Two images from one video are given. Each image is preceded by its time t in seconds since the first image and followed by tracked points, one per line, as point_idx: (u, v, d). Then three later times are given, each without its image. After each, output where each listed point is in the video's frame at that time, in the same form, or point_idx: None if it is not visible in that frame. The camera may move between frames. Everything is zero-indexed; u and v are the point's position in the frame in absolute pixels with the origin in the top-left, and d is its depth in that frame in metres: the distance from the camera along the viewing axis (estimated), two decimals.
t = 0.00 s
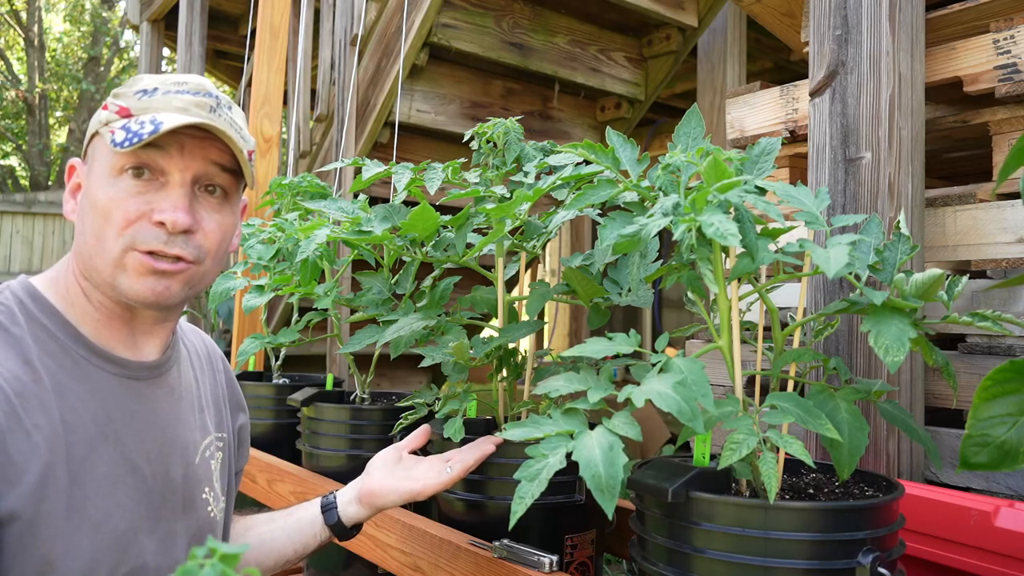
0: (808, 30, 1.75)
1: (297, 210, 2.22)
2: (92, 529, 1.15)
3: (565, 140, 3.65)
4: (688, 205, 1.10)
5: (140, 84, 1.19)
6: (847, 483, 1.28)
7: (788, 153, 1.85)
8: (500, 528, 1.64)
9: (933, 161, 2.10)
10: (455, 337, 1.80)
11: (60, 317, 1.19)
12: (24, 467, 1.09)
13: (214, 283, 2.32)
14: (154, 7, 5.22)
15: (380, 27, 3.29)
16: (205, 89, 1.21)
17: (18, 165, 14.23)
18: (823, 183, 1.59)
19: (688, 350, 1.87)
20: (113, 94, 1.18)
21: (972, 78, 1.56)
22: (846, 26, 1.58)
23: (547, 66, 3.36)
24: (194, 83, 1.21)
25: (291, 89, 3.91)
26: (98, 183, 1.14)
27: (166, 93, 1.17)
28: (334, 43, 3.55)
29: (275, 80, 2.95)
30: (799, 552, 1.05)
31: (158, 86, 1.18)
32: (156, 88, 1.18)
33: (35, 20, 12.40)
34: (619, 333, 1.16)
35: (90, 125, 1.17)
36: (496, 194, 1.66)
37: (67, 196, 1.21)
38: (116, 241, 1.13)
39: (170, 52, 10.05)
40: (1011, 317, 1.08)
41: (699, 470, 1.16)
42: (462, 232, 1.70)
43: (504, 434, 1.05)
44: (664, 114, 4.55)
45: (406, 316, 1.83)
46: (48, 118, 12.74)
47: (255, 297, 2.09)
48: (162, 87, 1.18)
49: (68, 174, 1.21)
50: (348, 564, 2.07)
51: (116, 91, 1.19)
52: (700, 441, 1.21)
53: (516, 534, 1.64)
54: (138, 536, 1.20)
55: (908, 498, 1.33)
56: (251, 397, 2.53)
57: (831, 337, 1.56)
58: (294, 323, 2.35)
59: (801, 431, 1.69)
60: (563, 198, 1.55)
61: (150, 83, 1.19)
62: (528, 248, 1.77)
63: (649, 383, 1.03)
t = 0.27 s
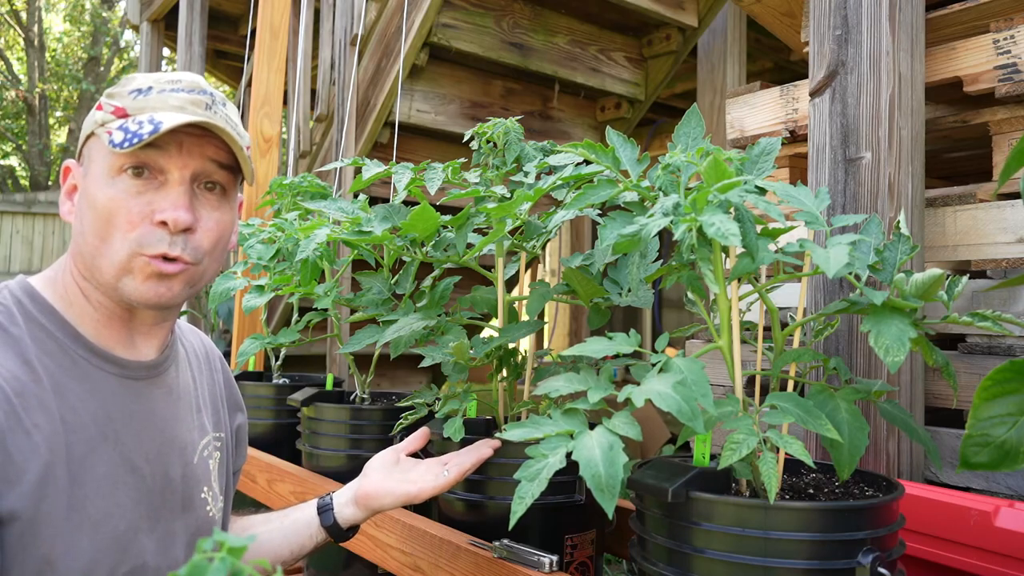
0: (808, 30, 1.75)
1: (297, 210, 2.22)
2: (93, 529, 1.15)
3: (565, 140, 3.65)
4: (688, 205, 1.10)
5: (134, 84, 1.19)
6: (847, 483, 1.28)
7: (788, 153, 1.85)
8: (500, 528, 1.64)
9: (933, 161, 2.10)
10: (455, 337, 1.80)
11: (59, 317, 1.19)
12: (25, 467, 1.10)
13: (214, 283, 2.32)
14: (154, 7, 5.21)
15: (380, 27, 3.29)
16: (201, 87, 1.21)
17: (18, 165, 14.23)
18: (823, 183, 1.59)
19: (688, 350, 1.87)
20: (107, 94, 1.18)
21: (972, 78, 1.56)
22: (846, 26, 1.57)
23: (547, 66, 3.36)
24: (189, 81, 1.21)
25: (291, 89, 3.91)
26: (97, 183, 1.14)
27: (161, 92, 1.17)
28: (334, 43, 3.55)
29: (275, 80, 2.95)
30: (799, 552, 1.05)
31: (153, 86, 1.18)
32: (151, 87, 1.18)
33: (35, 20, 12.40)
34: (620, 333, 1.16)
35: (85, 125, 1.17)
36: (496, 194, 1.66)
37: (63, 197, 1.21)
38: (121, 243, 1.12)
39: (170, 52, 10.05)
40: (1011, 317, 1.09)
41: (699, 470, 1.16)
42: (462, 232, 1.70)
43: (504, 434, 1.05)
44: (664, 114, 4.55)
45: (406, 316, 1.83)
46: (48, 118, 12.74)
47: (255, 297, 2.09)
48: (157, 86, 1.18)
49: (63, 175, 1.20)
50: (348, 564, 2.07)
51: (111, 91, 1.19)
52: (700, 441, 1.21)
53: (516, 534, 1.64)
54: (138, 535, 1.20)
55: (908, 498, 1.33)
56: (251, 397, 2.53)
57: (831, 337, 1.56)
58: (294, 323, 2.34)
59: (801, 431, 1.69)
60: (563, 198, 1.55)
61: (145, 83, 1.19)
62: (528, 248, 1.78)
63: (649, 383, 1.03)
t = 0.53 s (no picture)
0: (808, 30, 1.75)
1: (296, 210, 2.22)
2: (93, 530, 1.15)
3: (565, 140, 3.65)
4: (688, 205, 1.10)
5: (134, 84, 1.19)
6: (847, 483, 1.28)
7: (788, 153, 1.85)
8: (500, 528, 1.64)
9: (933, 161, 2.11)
10: (455, 337, 1.80)
11: (59, 317, 1.19)
12: (25, 468, 1.10)
13: (214, 283, 2.32)
14: (154, 7, 5.21)
15: (380, 27, 3.29)
16: (203, 87, 1.21)
17: (18, 165, 14.23)
18: (823, 183, 1.59)
19: (688, 350, 1.87)
20: (109, 95, 1.18)
21: (972, 78, 1.56)
22: (846, 26, 1.57)
23: (547, 66, 3.36)
24: (192, 81, 1.21)
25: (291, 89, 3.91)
26: (98, 183, 1.14)
27: (164, 92, 1.17)
28: (334, 43, 3.55)
29: (275, 80, 2.95)
30: (799, 552, 1.05)
31: (155, 86, 1.18)
32: (153, 88, 1.18)
33: (35, 20, 12.39)
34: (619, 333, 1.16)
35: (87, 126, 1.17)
36: (496, 194, 1.66)
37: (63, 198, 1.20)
38: (122, 242, 1.12)
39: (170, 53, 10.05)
40: (1011, 317, 1.08)
41: (699, 470, 1.16)
42: (462, 232, 1.70)
43: (504, 434, 1.05)
44: (664, 114, 4.55)
45: (406, 316, 1.83)
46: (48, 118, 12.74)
47: (255, 297, 2.09)
48: (159, 87, 1.18)
49: (62, 176, 1.20)
50: (347, 564, 2.08)
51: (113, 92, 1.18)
52: (700, 441, 1.21)
53: (516, 534, 1.64)
54: (138, 536, 1.20)
55: (908, 498, 1.33)
56: (251, 398, 2.53)
57: (831, 337, 1.56)
58: (294, 323, 2.34)
59: (800, 431, 1.69)
60: (563, 198, 1.55)
61: (147, 83, 1.19)
62: (529, 248, 1.78)
63: (649, 382, 1.03)
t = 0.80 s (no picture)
0: (808, 30, 1.75)
1: (296, 210, 2.23)
2: (94, 530, 1.15)
3: (565, 140, 3.65)
4: (689, 206, 1.10)
5: (144, 84, 1.16)
6: (847, 483, 1.28)
7: (788, 153, 1.85)
8: (500, 528, 1.64)
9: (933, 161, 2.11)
10: (455, 337, 1.80)
11: (59, 318, 1.19)
12: (25, 468, 1.10)
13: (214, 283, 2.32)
14: (154, 7, 5.21)
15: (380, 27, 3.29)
16: (211, 89, 1.23)
17: (18, 166, 14.23)
18: (823, 183, 1.59)
19: (688, 350, 1.87)
20: (117, 94, 1.13)
21: (972, 78, 1.56)
22: (846, 26, 1.57)
23: (547, 66, 3.36)
24: (200, 82, 1.22)
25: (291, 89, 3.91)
26: (113, 186, 1.10)
27: (183, 95, 1.17)
28: (334, 43, 3.55)
29: (275, 80, 2.95)
30: (799, 552, 1.05)
31: (168, 87, 1.17)
32: (168, 89, 1.16)
33: (35, 20, 12.39)
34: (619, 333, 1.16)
35: (96, 127, 1.11)
36: (496, 194, 1.66)
37: (62, 200, 1.15)
38: (151, 248, 1.10)
39: (170, 53, 10.05)
40: (1011, 317, 1.08)
41: (699, 470, 1.16)
42: (462, 232, 1.71)
43: (504, 434, 1.05)
44: (664, 115, 4.55)
45: (406, 316, 1.83)
46: (48, 119, 12.74)
47: (255, 297, 2.09)
48: (173, 88, 1.17)
49: (61, 177, 1.15)
50: (347, 564, 2.08)
51: (119, 92, 1.14)
52: (700, 441, 1.21)
53: (515, 534, 1.64)
54: (138, 536, 1.20)
55: (908, 498, 1.33)
56: (251, 398, 2.53)
57: (831, 337, 1.56)
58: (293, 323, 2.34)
59: (800, 431, 1.69)
60: (563, 198, 1.55)
61: (156, 82, 1.16)
62: (529, 248, 1.77)
63: (649, 383, 1.03)
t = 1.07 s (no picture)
0: (807, 30, 1.75)
1: (296, 210, 2.23)
2: (94, 529, 1.16)
3: (565, 140, 3.65)
4: (689, 205, 1.10)
5: (152, 88, 1.15)
6: (847, 483, 1.28)
7: (788, 153, 1.85)
8: (500, 528, 1.64)
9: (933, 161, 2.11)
10: (455, 337, 1.81)
11: (51, 320, 1.17)
12: (22, 472, 1.10)
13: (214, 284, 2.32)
14: (155, 7, 5.21)
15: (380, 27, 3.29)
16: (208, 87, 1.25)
17: (18, 166, 14.24)
18: (823, 183, 1.59)
19: (688, 350, 1.87)
20: (133, 104, 1.12)
21: (972, 78, 1.56)
22: (846, 26, 1.57)
23: (547, 66, 3.36)
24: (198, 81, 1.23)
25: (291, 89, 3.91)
26: (139, 194, 1.10)
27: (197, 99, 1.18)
28: (334, 43, 3.55)
29: (275, 81, 2.95)
30: (799, 552, 1.05)
31: (179, 91, 1.17)
32: (180, 94, 1.17)
33: (35, 20, 12.39)
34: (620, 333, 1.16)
35: (112, 137, 1.09)
36: (496, 194, 1.66)
37: (64, 210, 1.11)
38: (190, 255, 1.15)
39: (170, 53, 10.05)
40: (1011, 317, 1.08)
41: (699, 470, 1.16)
42: (462, 232, 1.71)
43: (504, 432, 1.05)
44: (664, 115, 4.55)
45: (406, 316, 1.83)
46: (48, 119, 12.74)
47: (255, 297, 2.09)
48: (184, 92, 1.18)
49: (54, 190, 1.10)
50: (347, 564, 2.08)
51: (130, 100, 1.12)
52: (700, 441, 1.21)
53: (516, 534, 1.64)
54: (138, 535, 1.21)
55: (908, 498, 1.33)
56: (251, 398, 2.53)
57: (831, 337, 1.56)
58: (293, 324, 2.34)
59: (800, 431, 1.69)
60: (563, 198, 1.55)
61: (166, 87, 1.16)
62: (529, 248, 1.77)
63: (649, 382, 1.03)
